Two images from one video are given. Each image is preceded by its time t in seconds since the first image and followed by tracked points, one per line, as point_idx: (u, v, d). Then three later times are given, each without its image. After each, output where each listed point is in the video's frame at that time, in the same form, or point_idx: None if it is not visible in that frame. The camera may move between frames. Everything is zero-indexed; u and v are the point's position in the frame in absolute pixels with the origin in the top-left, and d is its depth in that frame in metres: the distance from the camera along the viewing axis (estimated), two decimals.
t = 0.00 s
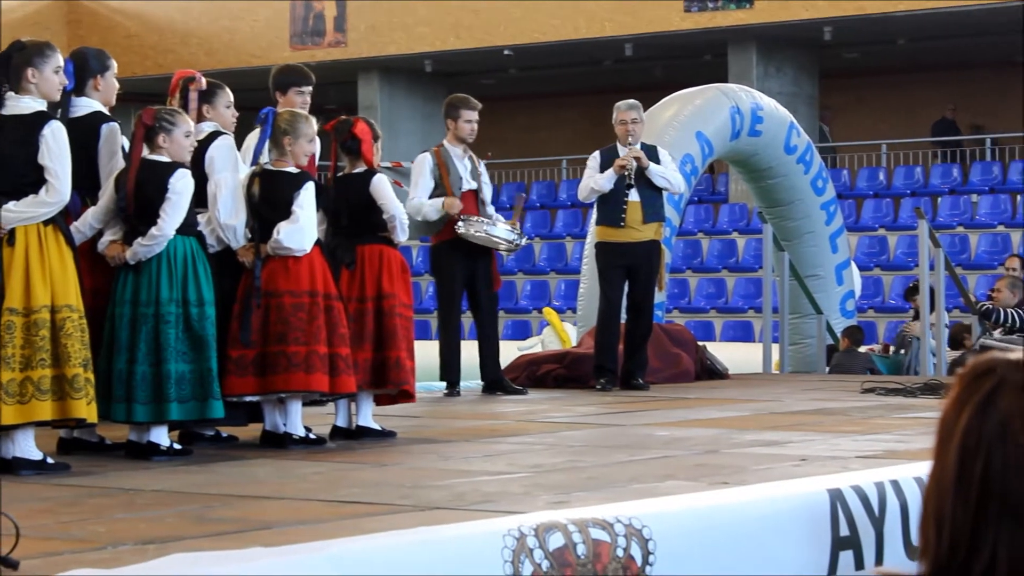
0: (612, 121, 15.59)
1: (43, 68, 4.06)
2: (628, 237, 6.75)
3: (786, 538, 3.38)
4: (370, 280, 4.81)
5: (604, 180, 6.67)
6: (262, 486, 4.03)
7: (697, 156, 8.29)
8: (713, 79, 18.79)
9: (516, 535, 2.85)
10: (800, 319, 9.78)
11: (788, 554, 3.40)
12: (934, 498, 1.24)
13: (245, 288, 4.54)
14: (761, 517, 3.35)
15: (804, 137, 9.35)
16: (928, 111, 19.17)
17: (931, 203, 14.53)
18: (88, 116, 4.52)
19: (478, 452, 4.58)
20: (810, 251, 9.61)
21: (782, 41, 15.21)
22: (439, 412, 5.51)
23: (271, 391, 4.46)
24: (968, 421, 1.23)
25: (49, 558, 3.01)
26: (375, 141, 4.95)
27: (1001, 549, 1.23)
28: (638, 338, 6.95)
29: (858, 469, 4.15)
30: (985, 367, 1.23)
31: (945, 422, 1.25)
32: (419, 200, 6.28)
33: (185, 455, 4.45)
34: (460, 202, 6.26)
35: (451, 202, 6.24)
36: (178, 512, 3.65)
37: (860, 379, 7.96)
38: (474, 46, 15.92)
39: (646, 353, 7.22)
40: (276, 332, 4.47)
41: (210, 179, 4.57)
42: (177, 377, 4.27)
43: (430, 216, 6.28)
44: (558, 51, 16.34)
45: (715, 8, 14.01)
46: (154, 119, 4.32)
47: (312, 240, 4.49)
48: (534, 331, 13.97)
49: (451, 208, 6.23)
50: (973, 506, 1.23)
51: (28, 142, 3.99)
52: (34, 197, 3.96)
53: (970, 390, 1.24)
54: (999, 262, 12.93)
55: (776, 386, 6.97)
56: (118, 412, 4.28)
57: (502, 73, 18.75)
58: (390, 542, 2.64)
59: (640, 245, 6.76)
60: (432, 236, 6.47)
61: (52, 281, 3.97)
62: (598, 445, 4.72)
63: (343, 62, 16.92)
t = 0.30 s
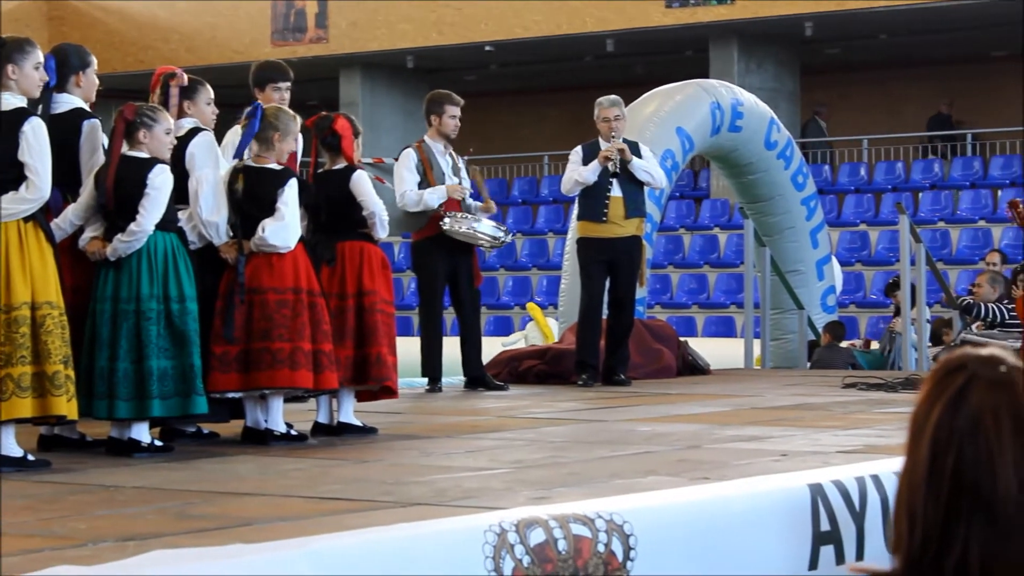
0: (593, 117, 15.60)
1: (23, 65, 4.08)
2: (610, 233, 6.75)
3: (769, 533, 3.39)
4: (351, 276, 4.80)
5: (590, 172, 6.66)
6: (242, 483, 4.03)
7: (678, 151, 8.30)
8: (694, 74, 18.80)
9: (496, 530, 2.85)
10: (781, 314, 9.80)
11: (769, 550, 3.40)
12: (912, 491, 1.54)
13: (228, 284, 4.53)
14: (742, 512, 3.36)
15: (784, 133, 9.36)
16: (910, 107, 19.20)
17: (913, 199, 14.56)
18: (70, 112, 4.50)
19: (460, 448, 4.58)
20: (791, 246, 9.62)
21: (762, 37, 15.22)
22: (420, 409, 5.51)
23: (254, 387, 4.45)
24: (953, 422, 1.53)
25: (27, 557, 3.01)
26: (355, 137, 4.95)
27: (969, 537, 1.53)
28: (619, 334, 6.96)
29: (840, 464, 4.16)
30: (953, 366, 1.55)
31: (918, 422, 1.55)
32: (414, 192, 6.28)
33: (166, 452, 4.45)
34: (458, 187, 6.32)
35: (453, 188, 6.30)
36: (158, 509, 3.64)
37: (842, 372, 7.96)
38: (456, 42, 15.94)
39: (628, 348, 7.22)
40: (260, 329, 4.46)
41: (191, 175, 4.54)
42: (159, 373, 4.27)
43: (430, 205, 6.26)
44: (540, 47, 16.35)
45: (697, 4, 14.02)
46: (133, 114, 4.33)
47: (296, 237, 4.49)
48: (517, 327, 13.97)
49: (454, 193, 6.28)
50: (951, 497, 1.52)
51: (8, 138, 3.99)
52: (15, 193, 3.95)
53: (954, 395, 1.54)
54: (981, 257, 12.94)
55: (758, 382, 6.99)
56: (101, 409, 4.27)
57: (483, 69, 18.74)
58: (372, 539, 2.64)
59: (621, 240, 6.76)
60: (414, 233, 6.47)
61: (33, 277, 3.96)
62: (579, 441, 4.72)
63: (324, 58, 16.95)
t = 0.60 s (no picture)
0: (571, 116, 15.64)
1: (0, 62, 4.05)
2: (588, 231, 6.76)
3: (747, 531, 3.40)
4: (327, 274, 4.79)
5: (569, 184, 6.65)
6: (219, 481, 4.02)
7: (656, 150, 8.30)
8: (673, 73, 18.85)
9: (473, 529, 2.85)
10: (759, 312, 9.81)
11: (747, 546, 3.40)
12: (880, 495, 1.31)
13: (205, 282, 4.52)
14: (720, 512, 3.36)
15: (762, 131, 9.38)
16: (888, 106, 19.25)
17: (890, 197, 14.62)
18: (47, 111, 4.50)
19: (438, 447, 4.58)
20: (768, 245, 9.62)
21: (741, 36, 15.26)
22: (400, 407, 5.51)
23: (231, 385, 4.44)
24: (912, 409, 1.31)
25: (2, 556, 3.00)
26: (331, 136, 4.96)
27: (934, 547, 1.30)
28: (598, 333, 6.96)
29: (817, 462, 4.17)
30: (923, 364, 1.33)
31: (885, 424, 1.32)
32: (400, 191, 6.31)
33: (143, 451, 4.44)
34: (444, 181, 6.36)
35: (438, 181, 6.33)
36: (134, 508, 3.64)
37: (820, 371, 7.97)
38: (434, 40, 15.98)
39: (606, 347, 7.22)
40: (237, 328, 4.45)
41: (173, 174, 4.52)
42: (135, 371, 4.26)
43: (416, 203, 6.29)
44: (518, 46, 16.37)
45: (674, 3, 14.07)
46: (111, 113, 4.32)
47: (275, 236, 4.49)
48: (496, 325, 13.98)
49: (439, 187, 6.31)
50: (911, 502, 1.31)
51: None
52: None
53: (926, 390, 1.32)
54: (958, 255, 12.99)
55: (736, 380, 6.99)
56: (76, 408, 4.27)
57: (462, 67, 18.77)
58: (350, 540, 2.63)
59: (600, 238, 6.77)
60: (400, 232, 6.49)
61: (9, 277, 3.95)
62: (558, 440, 4.72)
63: (303, 56, 16.95)
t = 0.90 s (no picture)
0: (552, 117, 15.64)
1: None
2: (567, 232, 6.76)
3: (725, 532, 3.40)
4: (305, 276, 4.79)
5: (548, 197, 6.68)
6: (197, 483, 4.02)
7: (636, 152, 8.30)
8: (653, 75, 18.86)
9: (452, 530, 2.85)
10: (739, 314, 9.81)
11: (724, 547, 3.41)
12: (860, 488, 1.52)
13: (182, 283, 4.51)
14: (696, 513, 3.36)
15: (743, 134, 9.39)
16: (867, 109, 19.29)
17: (869, 199, 14.64)
18: (26, 112, 4.50)
19: (417, 449, 4.58)
20: (748, 247, 9.62)
21: (721, 38, 15.27)
22: (381, 409, 5.51)
23: (206, 385, 4.43)
24: (889, 410, 1.53)
25: None
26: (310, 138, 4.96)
27: (902, 539, 1.52)
28: (577, 335, 6.96)
29: (796, 464, 4.17)
30: (893, 367, 1.55)
31: (859, 424, 1.54)
32: (388, 195, 6.33)
33: (121, 452, 4.44)
34: (431, 184, 6.37)
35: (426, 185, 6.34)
36: (112, 509, 3.63)
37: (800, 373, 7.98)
38: (415, 42, 15.99)
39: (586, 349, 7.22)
40: (213, 328, 4.44)
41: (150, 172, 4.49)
42: (118, 373, 4.26)
43: (403, 208, 6.31)
44: (498, 48, 16.38)
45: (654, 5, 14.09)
46: (92, 114, 4.31)
47: (253, 238, 4.49)
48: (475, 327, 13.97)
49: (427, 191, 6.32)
50: (887, 493, 1.52)
51: None
52: None
53: (903, 394, 1.53)
54: (937, 258, 13.01)
55: (715, 382, 6.99)
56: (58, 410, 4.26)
57: (442, 69, 18.76)
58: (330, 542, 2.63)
59: (579, 240, 6.77)
60: (391, 233, 6.48)
61: None
62: (538, 441, 4.72)
63: (283, 58, 16.96)
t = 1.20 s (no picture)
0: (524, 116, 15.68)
1: None
2: (538, 232, 6.77)
3: (692, 533, 3.41)
4: (274, 274, 4.78)
5: (518, 196, 6.70)
6: (166, 481, 4.02)
7: (606, 152, 8.32)
8: (624, 75, 18.88)
9: (420, 529, 2.84)
10: (709, 314, 9.83)
11: (690, 546, 3.41)
12: (817, 484, 1.82)
13: (152, 281, 4.51)
14: (663, 513, 3.36)
15: (713, 134, 9.42)
16: (839, 110, 19.34)
17: (839, 199, 14.67)
18: None
19: (387, 447, 4.58)
20: (717, 247, 9.63)
21: (693, 38, 15.31)
22: (351, 407, 5.51)
23: (177, 384, 4.42)
24: (845, 411, 1.81)
25: None
26: (279, 135, 4.97)
27: (849, 534, 1.81)
28: (547, 334, 6.97)
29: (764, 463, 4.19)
30: (850, 367, 1.83)
31: (820, 427, 1.83)
32: (366, 194, 6.35)
33: (90, 450, 4.44)
34: (410, 185, 6.37)
35: (403, 185, 6.35)
36: (80, 508, 3.63)
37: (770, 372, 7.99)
38: (387, 41, 16.04)
39: (556, 348, 7.23)
40: (182, 327, 4.44)
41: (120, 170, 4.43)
42: (88, 370, 4.25)
43: (380, 207, 6.33)
44: (471, 47, 16.40)
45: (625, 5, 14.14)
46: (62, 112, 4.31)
47: (223, 236, 4.49)
48: (445, 328, 14.01)
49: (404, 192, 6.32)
50: (838, 488, 1.81)
51: None
52: None
53: (858, 399, 1.80)
54: (906, 259, 13.04)
55: (686, 382, 7.00)
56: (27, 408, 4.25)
57: (414, 68, 18.76)
58: (299, 539, 2.63)
59: (549, 239, 6.78)
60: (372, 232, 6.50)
61: None
62: (507, 440, 4.73)
63: (254, 57, 16.99)
